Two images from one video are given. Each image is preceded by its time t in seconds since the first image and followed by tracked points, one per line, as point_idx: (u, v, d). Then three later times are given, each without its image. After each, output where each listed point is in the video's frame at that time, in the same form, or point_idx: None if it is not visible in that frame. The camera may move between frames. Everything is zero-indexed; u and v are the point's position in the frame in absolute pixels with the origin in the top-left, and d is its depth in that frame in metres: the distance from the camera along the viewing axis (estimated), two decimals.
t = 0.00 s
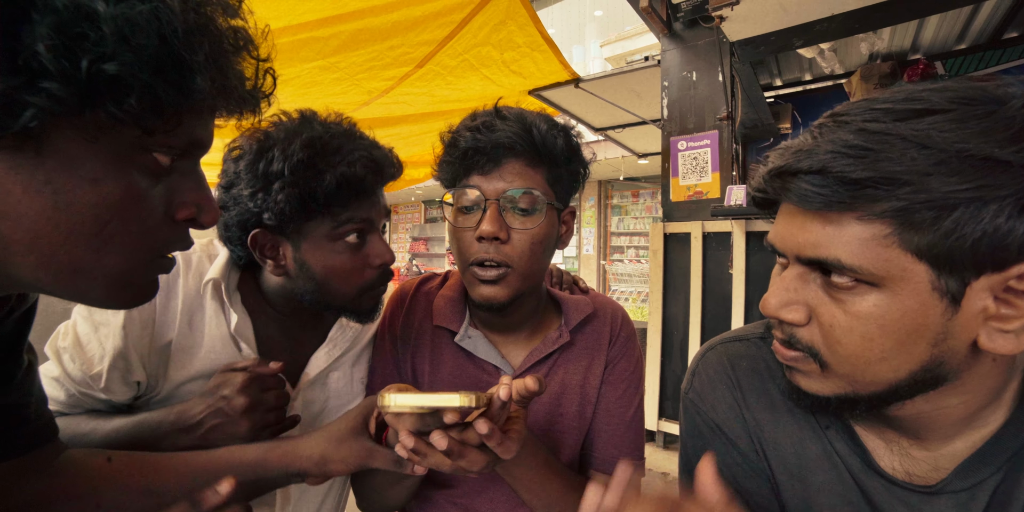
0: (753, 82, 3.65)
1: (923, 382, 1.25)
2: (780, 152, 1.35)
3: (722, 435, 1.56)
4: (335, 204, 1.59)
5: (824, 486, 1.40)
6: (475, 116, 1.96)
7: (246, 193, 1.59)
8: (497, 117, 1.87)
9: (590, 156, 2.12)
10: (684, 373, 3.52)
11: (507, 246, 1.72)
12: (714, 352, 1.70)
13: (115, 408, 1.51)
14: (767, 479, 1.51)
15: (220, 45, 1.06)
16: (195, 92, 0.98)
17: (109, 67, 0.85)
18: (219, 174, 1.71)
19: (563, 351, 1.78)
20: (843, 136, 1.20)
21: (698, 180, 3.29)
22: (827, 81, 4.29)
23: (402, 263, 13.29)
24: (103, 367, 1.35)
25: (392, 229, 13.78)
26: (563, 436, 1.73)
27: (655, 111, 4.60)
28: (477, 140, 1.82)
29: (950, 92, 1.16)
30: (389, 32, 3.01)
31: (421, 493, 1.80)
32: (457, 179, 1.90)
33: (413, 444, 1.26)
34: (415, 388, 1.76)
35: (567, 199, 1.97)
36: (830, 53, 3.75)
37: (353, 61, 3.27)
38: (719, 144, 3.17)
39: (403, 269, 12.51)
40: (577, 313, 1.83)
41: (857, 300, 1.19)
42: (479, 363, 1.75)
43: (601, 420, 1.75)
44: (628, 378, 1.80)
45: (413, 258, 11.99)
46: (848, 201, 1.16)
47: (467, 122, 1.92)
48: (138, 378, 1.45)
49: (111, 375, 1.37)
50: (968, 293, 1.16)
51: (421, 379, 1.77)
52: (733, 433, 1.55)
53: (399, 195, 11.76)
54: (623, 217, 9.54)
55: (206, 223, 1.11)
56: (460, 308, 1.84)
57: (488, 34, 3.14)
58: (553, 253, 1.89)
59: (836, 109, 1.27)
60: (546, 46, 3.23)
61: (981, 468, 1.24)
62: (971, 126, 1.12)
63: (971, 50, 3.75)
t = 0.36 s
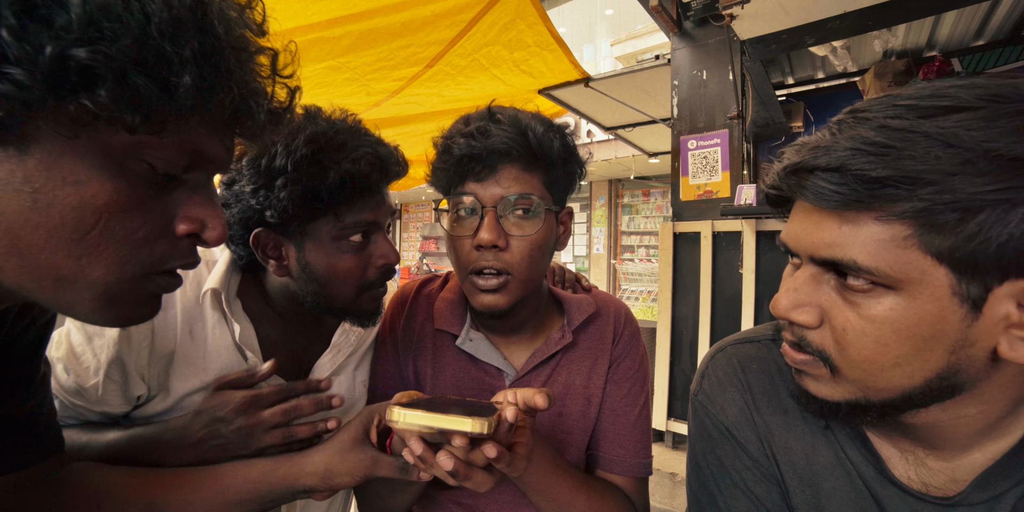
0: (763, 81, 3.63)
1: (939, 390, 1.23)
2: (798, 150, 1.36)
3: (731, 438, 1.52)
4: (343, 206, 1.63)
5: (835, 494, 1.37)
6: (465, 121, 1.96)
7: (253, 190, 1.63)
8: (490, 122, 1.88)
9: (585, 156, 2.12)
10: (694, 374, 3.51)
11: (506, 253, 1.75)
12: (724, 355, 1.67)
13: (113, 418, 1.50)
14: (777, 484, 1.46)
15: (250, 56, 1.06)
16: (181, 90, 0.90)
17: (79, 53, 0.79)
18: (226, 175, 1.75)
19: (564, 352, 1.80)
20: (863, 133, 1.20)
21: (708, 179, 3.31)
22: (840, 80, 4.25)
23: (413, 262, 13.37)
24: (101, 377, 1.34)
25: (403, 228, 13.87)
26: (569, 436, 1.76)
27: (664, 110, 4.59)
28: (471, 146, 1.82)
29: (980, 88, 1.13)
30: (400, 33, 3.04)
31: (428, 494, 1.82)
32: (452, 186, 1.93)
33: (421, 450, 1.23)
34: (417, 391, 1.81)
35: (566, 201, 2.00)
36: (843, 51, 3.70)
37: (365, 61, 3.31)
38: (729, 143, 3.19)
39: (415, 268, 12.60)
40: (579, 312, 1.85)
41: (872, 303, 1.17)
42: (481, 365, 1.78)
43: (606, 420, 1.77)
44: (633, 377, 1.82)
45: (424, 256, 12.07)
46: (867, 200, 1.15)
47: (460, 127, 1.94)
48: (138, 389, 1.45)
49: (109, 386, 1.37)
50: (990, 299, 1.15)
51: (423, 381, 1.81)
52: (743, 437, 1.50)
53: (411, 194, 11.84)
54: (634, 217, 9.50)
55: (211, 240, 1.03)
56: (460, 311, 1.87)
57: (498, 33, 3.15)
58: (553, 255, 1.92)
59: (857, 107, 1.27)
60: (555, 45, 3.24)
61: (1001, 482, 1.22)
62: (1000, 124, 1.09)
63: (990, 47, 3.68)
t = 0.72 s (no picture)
0: (767, 83, 3.62)
1: (937, 419, 1.20)
2: (795, 166, 1.29)
3: (731, 446, 1.52)
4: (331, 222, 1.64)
5: (833, 506, 1.36)
6: (464, 130, 1.97)
7: (243, 215, 1.66)
8: (489, 132, 1.89)
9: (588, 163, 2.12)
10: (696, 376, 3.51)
11: (505, 266, 1.76)
12: (724, 361, 1.68)
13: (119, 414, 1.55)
14: (775, 493, 1.46)
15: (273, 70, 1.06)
16: (210, 116, 0.91)
17: (119, 86, 0.81)
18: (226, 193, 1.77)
19: (563, 357, 1.81)
20: (866, 154, 1.13)
21: (711, 181, 3.31)
22: (844, 81, 4.23)
23: (417, 263, 13.41)
24: (107, 376, 1.38)
25: (407, 229, 13.90)
26: (568, 438, 1.78)
27: (667, 112, 4.59)
28: (468, 161, 1.84)
29: (987, 111, 1.07)
30: (403, 36, 3.07)
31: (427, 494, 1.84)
32: (450, 199, 1.95)
33: (427, 449, 1.22)
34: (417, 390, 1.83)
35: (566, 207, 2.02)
36: (846, 52, 3.69)
37: (368, 64, 3.34)
38: (731, 146, 3.19)
39: (419, 269, 12.64)
40: (578, 317, 1.85)
41: (869, 330, 1.13)
42: (481, 368, 1.80)
43: (604, 422, 1.78)
44: (632, 379, 1.83)
45: (428, 258, 12.11)
46: (869, 226, 1.10)
47: (457, 139, 1.95)
48: (143, 387, 1.49)
49: (115, 384, 1.41)
50: (994, 329, 1.11)
51: (423, 383, 1.82)
52: (743, 446, 1.50)
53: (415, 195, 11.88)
54: (638, 218, 9.50)
55: (233, 256, 1.05)
56: (460, 312, 1.88)
57: (502, 36, 3.17)
58: (552, 264, 1.93)
59: (859, 124, 1.21)
60: (558, 48, 3.26)
61: (1002, 501, 1.20)
62: (1006, 151, 1.05)
63: (997, 47, 3.64)
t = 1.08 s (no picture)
0: (763, 86, 3.61)
1: (901, 427, 1.16)
2: (757, 182, 1.26)
3: (711, 449, 1.50)
4: (327, 221, 1.64)
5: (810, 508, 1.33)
6: (458, 135, 1.95)
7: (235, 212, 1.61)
8: (482, 137, 1.87)
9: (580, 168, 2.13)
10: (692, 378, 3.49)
11: (498, 270, 1.75)
12: (707, 364, 1.65)
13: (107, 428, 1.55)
14: (755, 496, 1.43)
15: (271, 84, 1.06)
16: (216, 142, 0.91)
17: (132, 118, 0.80)
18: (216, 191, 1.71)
19: (554, 360, 1.80)
20: (821, 173, 1.10)
21: (706, 184, 3.26)
22: (842, 83, 4.22)
23: (416, 266, 13.40)
24: (85, 393, 1.38)
25: (406, 231, 13.90)
26: (559, 441, 1.76)
27: (664, 115, 4.59)
28: (461, 165, 1.82)
29: (938, 127, 1.04)
30: (400, 40, 3.07)
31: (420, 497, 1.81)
32: (443, 202, 1.93)
33: (415, 456, 1.19)
34: (410, 395, 1.81)
35: (560, 212, 2.02)
36: (843, 54, 3.68)
37: (365, 68, 3.35)
38: (726, 148, 3.15)
39: (417, 271, 12.63)
40: (570, 320, 1.84)
41: (831, 345, 1.11)
42: (474, 372, 1.79)
43: (595, 424, 1.77)
44: (622, 382, 1.82)
45: (427, 261, 12.08)
46: (825, 246, 1.07)
47: (450, 143, 1.93)
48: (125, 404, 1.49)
49: (94, 402, 1.41)
50: (949, 342, 1.09)
51: (418, 387, 1.81)
52: (723, 449, 1.48)
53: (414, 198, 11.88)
54: (636, 220, 9.50)
55: (234, 271, 1.02)
56: (453, 316, 1.88)
57: (498, 39, 3.16)
58: (545, 268, 1.92)
59: (817, 140, 1.17)
60: (554, 51, 3.25)
61: (965, 506, 1.16)
62: (957, 169, 1.02)
63: (995, 48, 3.62)
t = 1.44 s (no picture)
0: (766, 82, 3.58)
1: (890, 424, 1.14)
2: (730, 194, 1.23)
3: (704, 443, 1.48)
4: (320, 225, 1.62)
5: (802, 502, 1.32)
6: (454, 135, 1.95)
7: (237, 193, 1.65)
8: (478, 137, 1.87)
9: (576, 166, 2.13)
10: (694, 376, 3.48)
11: (495, 268, 1.75)
12: (699, 361, 1.62)
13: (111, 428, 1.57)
14: (748, 491, 1.42)
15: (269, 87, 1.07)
16: (216, 148, 0.91)
17: (133, 126, 0.81)
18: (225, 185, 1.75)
19: (554, 357, 1.80)
20: (792, 185, 1.07)
21: (709, 181, 3.11)
22: (848, 78, 4.17)
23: (420, 265, 13.44)
24: (88, 392, 1.40)
25: (410, 230, 13.95)
26: (558, 437, 1.77)
27: (666, 112, 4.57)
28: (458, 165, 1.82)
29: (900, 135, 1.02)
30: (401, 39, 3.08)
31: (420, 492, 1.81)
32: (441, 202, 1.93)
33: (412, 452, 1.20)
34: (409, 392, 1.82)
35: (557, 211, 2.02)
36: (846, 50, 3.64)
37: (367, 68, 3.36)
38: (729, 145, 3.03)
39: (421, 270, 12.68)
40: (569, 317, 1.84)
41: (816, 352, 1.09)
42: (473, 369, 1.79)
43: (594, 421, 1.77)
44: (621, 379, 1.82)
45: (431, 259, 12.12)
46: (802, 259, 1.05)
47: (448, 142, 1.93)
48: (128, 403, 1.50)
49: (97, 401, 1.43)
50: (926, 342, 1.07)
51: (417, 385, 1.81)
52: (716, 444, 1.46)
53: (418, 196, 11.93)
54: (640, 218, 9.48)
55: (237, 274, 1.02)
56: (452, 314, 1.88)
57: (499, 38, 3.16)
58: (543, 266, 1.93)
59: (785, 150, 1.15)
60: (555, 49, 3.24)
61: (951, 498, 1.15)
62: (925, 176, 1.00)
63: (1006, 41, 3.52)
